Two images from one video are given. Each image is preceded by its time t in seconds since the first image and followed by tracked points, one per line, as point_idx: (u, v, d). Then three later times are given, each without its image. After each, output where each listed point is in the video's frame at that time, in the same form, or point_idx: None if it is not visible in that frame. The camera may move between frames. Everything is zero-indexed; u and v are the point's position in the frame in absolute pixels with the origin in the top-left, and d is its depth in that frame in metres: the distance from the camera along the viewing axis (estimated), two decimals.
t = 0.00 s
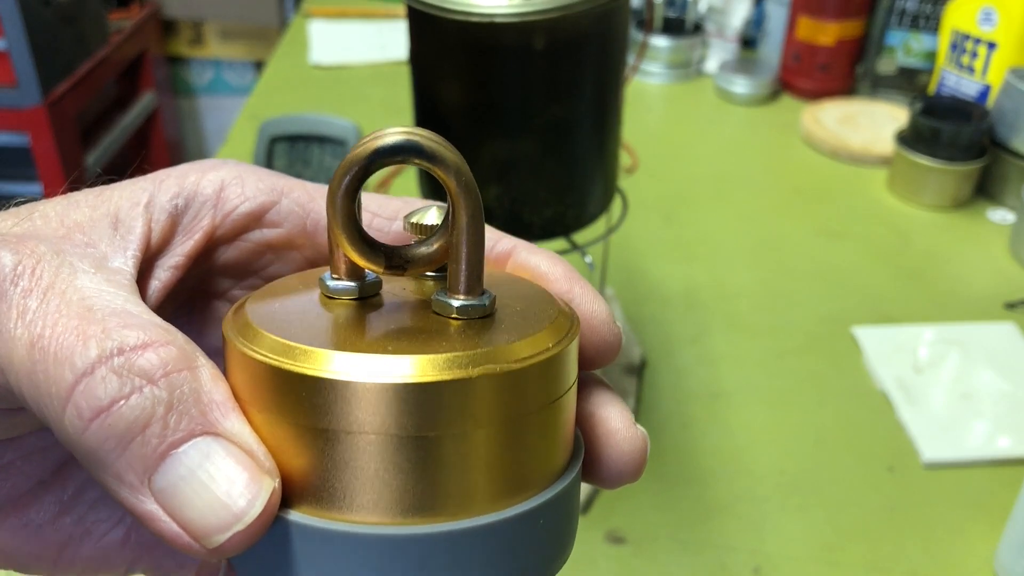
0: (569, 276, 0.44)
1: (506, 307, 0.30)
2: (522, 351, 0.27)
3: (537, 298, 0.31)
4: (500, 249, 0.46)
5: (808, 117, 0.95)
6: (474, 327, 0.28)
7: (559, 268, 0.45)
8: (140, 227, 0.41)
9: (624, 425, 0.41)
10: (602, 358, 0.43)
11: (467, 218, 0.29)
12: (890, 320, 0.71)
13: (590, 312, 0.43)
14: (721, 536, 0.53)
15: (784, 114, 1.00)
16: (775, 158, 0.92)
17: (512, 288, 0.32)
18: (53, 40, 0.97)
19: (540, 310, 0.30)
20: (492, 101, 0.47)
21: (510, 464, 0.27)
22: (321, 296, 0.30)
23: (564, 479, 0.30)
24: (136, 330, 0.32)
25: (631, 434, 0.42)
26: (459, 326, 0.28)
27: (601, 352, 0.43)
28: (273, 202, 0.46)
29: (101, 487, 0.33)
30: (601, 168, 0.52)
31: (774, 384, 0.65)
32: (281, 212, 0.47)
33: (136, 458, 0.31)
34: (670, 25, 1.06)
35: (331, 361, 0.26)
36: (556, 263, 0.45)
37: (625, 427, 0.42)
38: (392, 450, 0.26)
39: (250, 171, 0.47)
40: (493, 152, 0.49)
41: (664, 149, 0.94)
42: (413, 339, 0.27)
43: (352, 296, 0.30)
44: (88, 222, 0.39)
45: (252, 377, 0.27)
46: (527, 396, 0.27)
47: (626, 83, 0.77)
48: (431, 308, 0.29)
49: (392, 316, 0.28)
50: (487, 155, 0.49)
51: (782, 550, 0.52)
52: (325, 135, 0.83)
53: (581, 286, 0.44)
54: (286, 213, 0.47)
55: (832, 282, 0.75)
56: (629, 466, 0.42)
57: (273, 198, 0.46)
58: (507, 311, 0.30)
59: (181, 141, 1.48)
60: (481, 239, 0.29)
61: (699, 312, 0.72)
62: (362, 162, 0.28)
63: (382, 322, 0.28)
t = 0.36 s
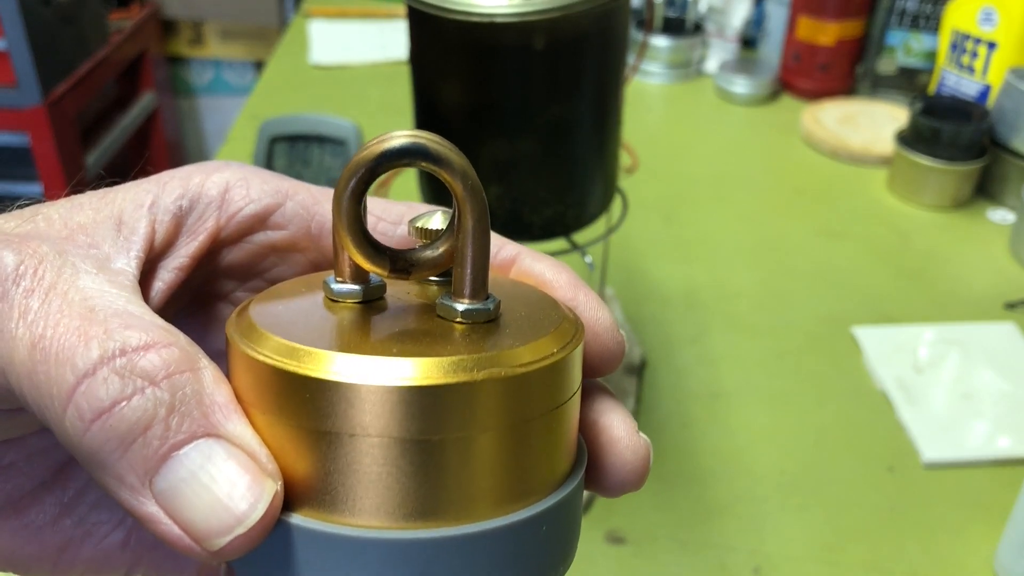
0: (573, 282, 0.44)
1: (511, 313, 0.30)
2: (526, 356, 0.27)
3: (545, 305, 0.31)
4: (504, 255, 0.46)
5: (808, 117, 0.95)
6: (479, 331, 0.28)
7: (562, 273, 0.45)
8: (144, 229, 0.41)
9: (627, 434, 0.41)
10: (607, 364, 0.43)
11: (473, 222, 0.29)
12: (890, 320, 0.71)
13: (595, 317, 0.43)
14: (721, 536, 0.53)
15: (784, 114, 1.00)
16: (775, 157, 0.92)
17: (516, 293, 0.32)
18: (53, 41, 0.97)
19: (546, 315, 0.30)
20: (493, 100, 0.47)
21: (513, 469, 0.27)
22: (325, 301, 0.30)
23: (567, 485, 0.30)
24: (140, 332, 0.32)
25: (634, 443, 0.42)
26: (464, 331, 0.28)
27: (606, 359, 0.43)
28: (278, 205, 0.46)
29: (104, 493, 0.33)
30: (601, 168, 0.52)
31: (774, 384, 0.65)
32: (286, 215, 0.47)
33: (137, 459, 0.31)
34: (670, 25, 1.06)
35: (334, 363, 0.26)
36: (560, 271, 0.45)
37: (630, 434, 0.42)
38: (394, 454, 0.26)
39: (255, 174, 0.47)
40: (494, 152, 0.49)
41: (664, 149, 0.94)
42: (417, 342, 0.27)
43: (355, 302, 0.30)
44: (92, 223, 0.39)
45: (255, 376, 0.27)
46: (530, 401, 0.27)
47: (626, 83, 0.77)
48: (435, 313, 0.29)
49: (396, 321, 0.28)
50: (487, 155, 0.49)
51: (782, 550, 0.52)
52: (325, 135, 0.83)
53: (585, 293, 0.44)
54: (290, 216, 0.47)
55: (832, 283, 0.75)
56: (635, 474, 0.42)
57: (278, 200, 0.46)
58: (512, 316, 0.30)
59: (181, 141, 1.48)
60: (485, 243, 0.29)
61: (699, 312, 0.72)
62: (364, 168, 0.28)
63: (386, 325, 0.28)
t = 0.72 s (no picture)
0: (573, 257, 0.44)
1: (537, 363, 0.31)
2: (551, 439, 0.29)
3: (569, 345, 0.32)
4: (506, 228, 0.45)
5: (808, 117, 0.95)
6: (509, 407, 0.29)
7: (566, 253, 0.45)
8: (135, 242, 0.41)
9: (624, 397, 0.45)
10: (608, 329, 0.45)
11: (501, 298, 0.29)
12: (890, 320, 0.71)
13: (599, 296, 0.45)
14: (722, 536, 0.54)
15: (784, 115, 1.00)
16: (775, 157, 0.92)
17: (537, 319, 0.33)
18: (53, 41, 0.97)
19: (571, 370, 0.31)
20: (493, 101, 0.47)
21: (539, 524, 0.30)
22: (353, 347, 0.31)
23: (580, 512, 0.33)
24: (180, 419, 0.34)
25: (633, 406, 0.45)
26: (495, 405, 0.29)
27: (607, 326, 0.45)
28: (267, 190, 0.48)
29: (181, 564, 0.37)
30: (601, 168, 0.52)
31: (774, 383, 0.65)
32: (277, 198, 0.48)
33: (211, 540, 0.35)
34: (670, 25, 1.06)
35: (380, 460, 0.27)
36: (562, 246, 0.45)
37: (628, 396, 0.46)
38: (433, 535, 0.28)
39: (236, 150, 0.47)
40: (493, 153, 0.49)
41: (664, 149, 0.94)
42: (452, 431, 0.28)
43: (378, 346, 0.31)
44: (79, 247, 0.39)
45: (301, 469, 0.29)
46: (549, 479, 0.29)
47: (626, 83, 0.77)
48: (460, 367, 0.31)
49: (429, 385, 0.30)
50: (487, 156, 0.49)
51: (783, 550, 0.53)
52: (325, 134, 0.83)
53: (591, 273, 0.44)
54: (281, 199, 0.48)
55: (832, 282, 0.75)
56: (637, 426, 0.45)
57: (266, 185, 0.48)
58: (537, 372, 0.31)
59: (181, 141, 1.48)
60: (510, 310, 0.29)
61: (699, 312, 0.72)
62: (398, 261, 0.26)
63: (417, 398, 0.30)
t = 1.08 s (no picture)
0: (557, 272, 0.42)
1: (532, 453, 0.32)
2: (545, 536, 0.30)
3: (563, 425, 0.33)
4: (487, 255, 0.41)
5: (808, 117, 0.95)
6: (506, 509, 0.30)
7: (552, 278, 0.41)
8: (102, 325, 0.39)
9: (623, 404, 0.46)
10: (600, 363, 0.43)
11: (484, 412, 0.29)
12: (890, 320, 0.71)
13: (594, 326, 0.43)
14: (722, 536, 0.54)
15: (784, 115, 1.00)
16: (775, 157, 0.93)
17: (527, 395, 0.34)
18: (53, 40, 0.97)
19: (567, 460, 0.32)
20: (493, 100, 0.47)
21: None
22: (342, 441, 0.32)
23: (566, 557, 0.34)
24: (177, 529, 0.32)
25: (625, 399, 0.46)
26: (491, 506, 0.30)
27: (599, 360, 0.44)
28: (229, 245, 0.44)
29: None
30: (601, 169, 0.52)
31: (774, 384, 0.65)
32: (239, 251, 0.44)
33: None
34: (670, 25, 1.06)
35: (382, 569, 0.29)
36: (549, 271, 0.41)
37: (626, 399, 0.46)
38: None
39: (190, 201, 0.42)
40: (493, 152, 0.49)
41: (664, 149, 0.94)
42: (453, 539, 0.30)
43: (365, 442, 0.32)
44: (44, 334, 0.36)
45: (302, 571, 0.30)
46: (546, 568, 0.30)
47: (626, 82, 0.77)
48: (453, 457, 0.32)
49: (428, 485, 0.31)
50: (486, 156, 0.49)
51: (782, 550, 0.53)
52: (325, 135, 0.83)
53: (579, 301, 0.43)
54: (244, 251, 0.44)
55: (832, 283, 0.75)
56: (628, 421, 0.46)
57: (228, 241, 0.43)
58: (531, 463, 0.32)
59: (181, 141, 1.49)
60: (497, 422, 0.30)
61: (699, 312, 0.72)
62: (390, 407, 0.27)
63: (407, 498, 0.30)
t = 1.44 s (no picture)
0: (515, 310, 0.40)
1: (475, 481, 0.31)
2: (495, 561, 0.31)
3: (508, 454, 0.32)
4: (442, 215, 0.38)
5: (808, 118, 0.95)
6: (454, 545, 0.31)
7: (496, 245, 0.38)
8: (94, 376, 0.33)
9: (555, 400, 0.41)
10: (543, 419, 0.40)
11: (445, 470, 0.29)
12: (890, 320, 0.71)
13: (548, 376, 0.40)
14: (721, 536, 0.54)
15: (784, 115, 1.00)
16: (775, 158, 0.93)
17: (473, 428, 0.32)
18: (53, 41, 0.97)
19: (511, 490, 0.32)
20: (493, 100, 0.47)
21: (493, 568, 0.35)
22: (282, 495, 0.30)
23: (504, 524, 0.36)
24: None
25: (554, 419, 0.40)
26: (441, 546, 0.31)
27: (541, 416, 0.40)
28: (213, 257, 0.35)
29: None
30: (601, 168, 0.52)
31: (774, 384, 0.65)
32: (225, 260, 0.36)
33: None
34: (670, 26, 1.06)
35: None
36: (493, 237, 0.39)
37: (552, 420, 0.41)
38: None
39: (158, 219, 0.34)
40: (493, 153, 0.49)
41: (664, 150, 0.94)
42: None
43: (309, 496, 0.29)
44: (27, 393, 0.32)
45: None
46: None
47: (625, 82, 0.77)
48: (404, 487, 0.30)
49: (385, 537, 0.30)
50: (487, 156, 0.49)
51: (782, 550, 0.53)
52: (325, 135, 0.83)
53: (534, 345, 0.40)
54: (230, 260, 0.36)
55: (831, 283, 0.75)
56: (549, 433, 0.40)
57: (209, 253, 0.35)
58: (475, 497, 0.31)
59: (181, 141, 1.49)
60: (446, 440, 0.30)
61: (698, 312, 0.72)
62: (331, 452, 0.26)
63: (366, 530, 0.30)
